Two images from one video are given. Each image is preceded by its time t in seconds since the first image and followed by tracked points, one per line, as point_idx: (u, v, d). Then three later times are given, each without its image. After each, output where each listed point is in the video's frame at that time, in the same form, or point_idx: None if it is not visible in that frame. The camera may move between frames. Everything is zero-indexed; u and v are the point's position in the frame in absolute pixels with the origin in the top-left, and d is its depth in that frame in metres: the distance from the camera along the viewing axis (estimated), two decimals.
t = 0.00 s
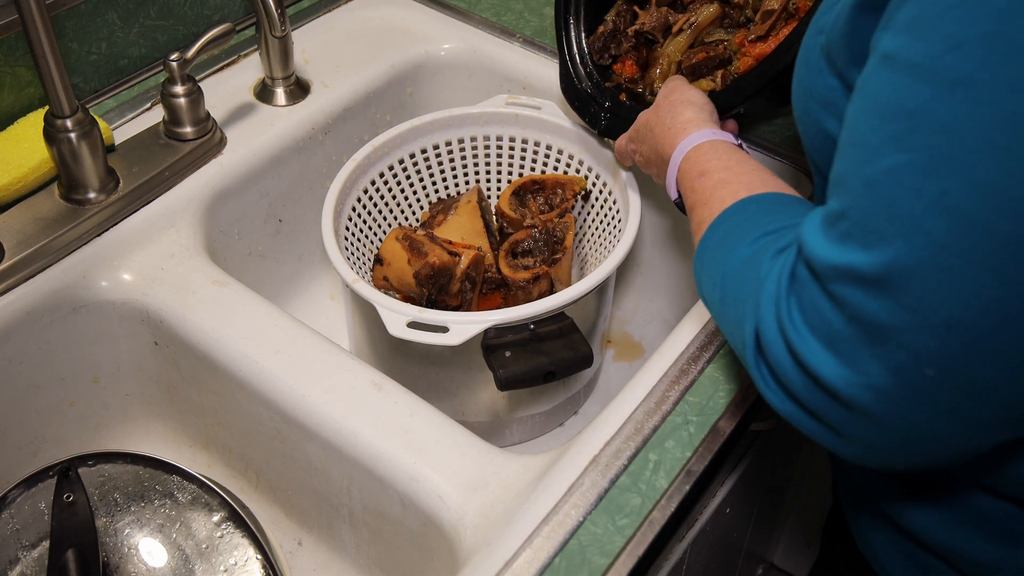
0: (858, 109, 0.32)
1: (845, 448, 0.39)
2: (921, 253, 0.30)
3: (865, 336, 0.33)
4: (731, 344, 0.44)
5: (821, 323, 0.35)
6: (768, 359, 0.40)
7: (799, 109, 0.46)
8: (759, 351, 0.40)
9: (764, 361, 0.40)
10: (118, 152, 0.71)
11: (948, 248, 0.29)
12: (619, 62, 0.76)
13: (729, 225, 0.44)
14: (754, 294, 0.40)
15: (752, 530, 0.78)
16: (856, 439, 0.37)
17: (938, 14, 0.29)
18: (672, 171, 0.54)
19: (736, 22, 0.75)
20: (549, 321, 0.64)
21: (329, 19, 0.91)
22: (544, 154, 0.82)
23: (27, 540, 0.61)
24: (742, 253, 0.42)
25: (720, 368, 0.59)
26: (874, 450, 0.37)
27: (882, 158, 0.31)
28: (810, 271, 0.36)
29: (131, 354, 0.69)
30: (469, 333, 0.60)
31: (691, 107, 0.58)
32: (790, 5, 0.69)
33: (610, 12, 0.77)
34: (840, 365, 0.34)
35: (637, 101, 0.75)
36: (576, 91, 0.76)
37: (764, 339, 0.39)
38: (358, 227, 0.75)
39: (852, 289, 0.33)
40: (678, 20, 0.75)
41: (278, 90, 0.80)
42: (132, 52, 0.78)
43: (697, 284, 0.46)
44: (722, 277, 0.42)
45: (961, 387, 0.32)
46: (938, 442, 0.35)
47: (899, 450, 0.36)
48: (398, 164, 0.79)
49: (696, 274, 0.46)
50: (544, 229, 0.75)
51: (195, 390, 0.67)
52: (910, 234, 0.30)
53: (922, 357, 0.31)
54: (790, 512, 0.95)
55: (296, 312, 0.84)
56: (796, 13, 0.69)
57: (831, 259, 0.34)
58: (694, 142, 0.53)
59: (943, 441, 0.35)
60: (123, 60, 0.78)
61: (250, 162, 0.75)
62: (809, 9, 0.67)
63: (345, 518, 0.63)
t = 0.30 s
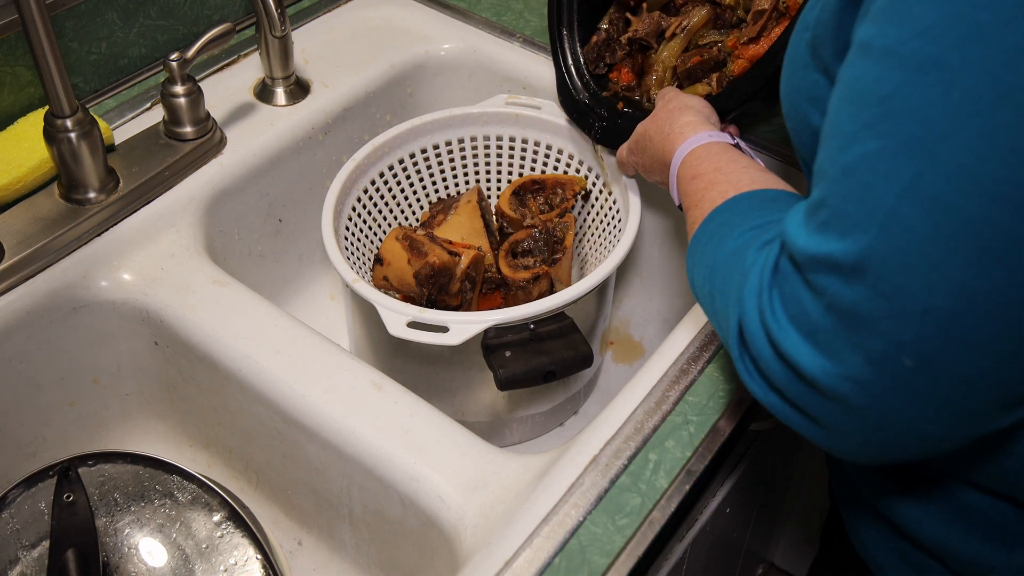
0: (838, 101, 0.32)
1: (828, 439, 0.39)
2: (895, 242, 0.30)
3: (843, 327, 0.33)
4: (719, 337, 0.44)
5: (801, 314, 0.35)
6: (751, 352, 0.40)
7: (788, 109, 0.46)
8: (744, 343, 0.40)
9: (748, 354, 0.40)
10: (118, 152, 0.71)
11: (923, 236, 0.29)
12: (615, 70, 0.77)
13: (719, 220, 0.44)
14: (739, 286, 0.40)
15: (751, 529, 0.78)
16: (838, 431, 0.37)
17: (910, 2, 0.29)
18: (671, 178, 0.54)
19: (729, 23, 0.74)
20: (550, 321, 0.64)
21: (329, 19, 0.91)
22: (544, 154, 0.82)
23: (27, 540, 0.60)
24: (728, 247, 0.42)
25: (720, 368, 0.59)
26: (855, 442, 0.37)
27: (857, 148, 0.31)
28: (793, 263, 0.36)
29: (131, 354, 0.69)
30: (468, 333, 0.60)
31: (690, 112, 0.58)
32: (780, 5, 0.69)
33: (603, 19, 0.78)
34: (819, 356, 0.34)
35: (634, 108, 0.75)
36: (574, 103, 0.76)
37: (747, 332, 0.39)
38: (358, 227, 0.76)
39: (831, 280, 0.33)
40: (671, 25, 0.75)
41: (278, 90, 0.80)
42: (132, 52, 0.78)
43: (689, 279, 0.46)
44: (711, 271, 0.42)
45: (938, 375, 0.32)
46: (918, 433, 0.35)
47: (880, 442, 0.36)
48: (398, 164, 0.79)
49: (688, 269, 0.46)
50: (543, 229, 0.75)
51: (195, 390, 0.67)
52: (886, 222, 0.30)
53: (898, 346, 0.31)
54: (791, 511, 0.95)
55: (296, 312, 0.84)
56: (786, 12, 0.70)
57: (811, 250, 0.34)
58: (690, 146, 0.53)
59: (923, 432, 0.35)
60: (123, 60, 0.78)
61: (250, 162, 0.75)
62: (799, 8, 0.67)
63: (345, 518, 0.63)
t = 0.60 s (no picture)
0: (835, 117, 0.32)
1: (829, 450, 0.38)
2: (894, 258, 0.30)
3: (844, 343, 0.33)
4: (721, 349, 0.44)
5: (802, 330, 0.35)
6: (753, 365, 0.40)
7: (779, 116, 0.46)
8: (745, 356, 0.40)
9: (749, 366, 0.40)
10: (118, 152, 0.71)
11: (922, 252, 0.29)
12: (613, 75, 0.77)
13: (720, 231, 0.44)
14: (740, 299, 0.40)
15: (751, 529, 0.78)
16: (840, 443, 0.37)
17: (906, 18, 0.29)
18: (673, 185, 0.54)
19: (724, 22, 0.74)
20: (550, 320, 0.64)
21: (329, 19, 0.91)
22: (544, 154, 0.82)
23: (27, 539, 0.60)
24: (729, 260, 0.42)
25: (719, 368, 0.59)
26: (857, 454, 0.37)
27: (856, 164, 0.31)
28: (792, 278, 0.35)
29: (131, 354, 0.69)
30: (468, 333, 0.60)
31: (689, 116, 0.58)
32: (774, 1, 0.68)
33: (599, 25, 0.79)
34: (820, 371, 0.34)
35: (633, 113, 0.75)
36: (574, 110, 0.76)
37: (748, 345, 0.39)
38: (358, 228, 0.76)
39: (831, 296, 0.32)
40: (666, 27, 0.75)
41: (278, 90, 0.80)
42: (132, 52, 0.78)
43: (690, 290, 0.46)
44: (712, 283, 0.42)
45: (939, 387, 0.32)
46: (919, 443, 0.35)
47: (882, 453, 0.36)
48: (398, 164, 0.79)
49: (690, 280, 0.45)
50: (544, 229, 0.75)
51: (195, 389, 0.67)
52: (885, 238, 0.30)
53: (900, 360, 0.31)
54: (790, 510, 0.95)
55: (296, 312, 0.84)
56: (780, 8, 0.68)
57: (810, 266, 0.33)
58: (692, 151, 0.53)
59: (923, 444, 0.35)
60: (123, 60, 0.78)
61: (250, 161, 0.75)
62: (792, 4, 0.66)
63: (345, 518, 0.63)
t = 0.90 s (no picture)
0: (830, 130, 0.32)
1: (822, 460, 0.39)
2: (888, 271, 0.30)
3: (837, 354, 0.33)
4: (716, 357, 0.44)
5: (795, 340, 0.35)
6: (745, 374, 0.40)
7: (773, 124, 0.46)
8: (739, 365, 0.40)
9: (741, 374, 0.40)
10: (119, 152, 0.71)
11: (916, 266, 0.29)
12: (613, 78, 0.77)
13: (716, 240, 0.44)
14: (734, 308, 0.40)
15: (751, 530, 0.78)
16: (832, 452, 0.37)
17: (899, 32, 0.29)
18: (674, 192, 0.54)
19: (723, 25, 0.74)
20: (549, 320, 0.64)
21: (329, 19, 0.91)
22: (544, 154, 0.82)
23: (27, 539, 0.60)
24: (723, 268, 0.42)
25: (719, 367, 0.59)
26: (850, 464, 0.37)
27: (851, 178, 0.31)
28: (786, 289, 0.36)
29: (131, 354, 0.69)
30: (468, 333, 0.60)
31: (691, 123, 0.58)
32: (772, 5, 0.69)
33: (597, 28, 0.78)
34: (812, 381, 0.34)
35: (632, 116, 0.75)
36: (573, 113, 0.76)
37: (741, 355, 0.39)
38: (359, 227, 0.76)
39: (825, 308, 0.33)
40: (664, 29, 0.75)
41: (278, 89, 0.80)
42: (132, 52, 0.78)
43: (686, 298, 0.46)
44: (707, 291, 0.42)
45: (931, 399, 0.32)
46: (912, 454, 0.35)
47: (874, 463, 0.36)
48: (398, 164, 0.79)
49: (687, 287, 0.45)
50: (544, 228, 0.75)
51: (195, 389, 0.67)
52: (879, 251, 0.30)
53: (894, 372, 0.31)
54: (790, 511, 0.95)
55: (296, 311, 0.84)
56: (778, 11, 0.69)
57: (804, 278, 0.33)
58: (693, 157, 0.53)
59: (916, 455, 0.35)
60: (123, 59, 0.78)
61: (250, 161, 0.75)
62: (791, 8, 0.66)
63: (345, 518, 0.63)
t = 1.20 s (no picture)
0: (828, 131, 0.32)
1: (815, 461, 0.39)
2: (883, 274, 0.30)
3: (831, 355, 0.33)
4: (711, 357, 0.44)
5: (789, 341, 0.35)
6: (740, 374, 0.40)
7: (772, 127, 0.46)
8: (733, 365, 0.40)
9: (736, 374, 0.40)
10: (119, 151, 0.71)
11: (911, 268, 0.29)
12: (613, 81, 0.77)
13: (715, 240, 0.44)
14: (729, 308, 0.40)
15: (751, 530, 0.78)
16: (824, 453, 0.37)
17: (900, 35, 0.29)
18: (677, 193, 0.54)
19: (722, 27, 0.75)
20: (550, 320, 0.64)
21: (329, 19, 0.91)
22: (544, 153, 0.82)
23: (27, 539, 0.60)
24: (721, 268, 0.42)
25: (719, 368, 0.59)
26: (843, 465, 0.37)
27: (848, 180, 0.31)
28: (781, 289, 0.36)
29: (131, 354, 0.69)
30: (469, 332, 0.60)
31: (693, 125, 0.58)
32: (772, 9, 0.69)
33: (597, 31, 0.78)
34: (806, 382, 0.34)
35: (633, 118, 0.75)
36: (574, 116, 0.75)
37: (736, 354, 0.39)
38: (359, 227, 0.76)
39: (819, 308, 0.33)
40: (664, 31, 0.75)
41: (278, 89, 0.80)
42: (131, 52, 0.78)
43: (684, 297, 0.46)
44: (704, 291, 0.42)
45: (924, 403, 0.32)
46: (907, 457, 0.35)
47: (868, 465, 0.36)
48: (398, 164, 0.79)
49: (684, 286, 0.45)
50: (544, 228, 0.75)
51: (195, 389, 0.67)
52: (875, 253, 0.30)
53: (887, 375, 0.31)
54: (789, 511, 0.95)
55: (295, 311, 0.84)
56: (779, 14, 0.69)
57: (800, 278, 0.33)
58: (696, 160, 0.53)
59: (910, 458, 0.35)
60: (123, 59, 0.78)
61: (250, 161, 0.75)
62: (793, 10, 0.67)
63: (345, 518, 0.63)
